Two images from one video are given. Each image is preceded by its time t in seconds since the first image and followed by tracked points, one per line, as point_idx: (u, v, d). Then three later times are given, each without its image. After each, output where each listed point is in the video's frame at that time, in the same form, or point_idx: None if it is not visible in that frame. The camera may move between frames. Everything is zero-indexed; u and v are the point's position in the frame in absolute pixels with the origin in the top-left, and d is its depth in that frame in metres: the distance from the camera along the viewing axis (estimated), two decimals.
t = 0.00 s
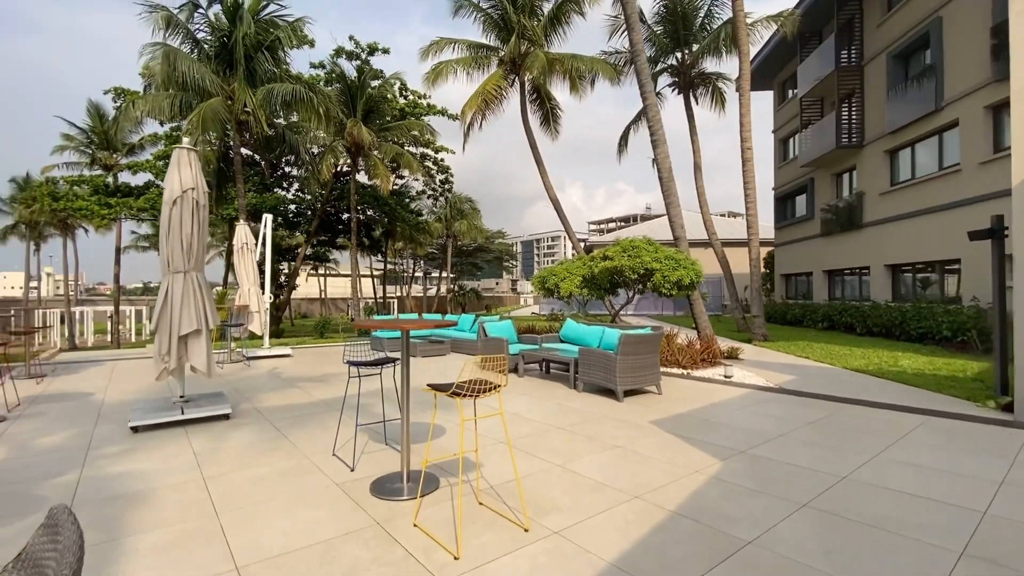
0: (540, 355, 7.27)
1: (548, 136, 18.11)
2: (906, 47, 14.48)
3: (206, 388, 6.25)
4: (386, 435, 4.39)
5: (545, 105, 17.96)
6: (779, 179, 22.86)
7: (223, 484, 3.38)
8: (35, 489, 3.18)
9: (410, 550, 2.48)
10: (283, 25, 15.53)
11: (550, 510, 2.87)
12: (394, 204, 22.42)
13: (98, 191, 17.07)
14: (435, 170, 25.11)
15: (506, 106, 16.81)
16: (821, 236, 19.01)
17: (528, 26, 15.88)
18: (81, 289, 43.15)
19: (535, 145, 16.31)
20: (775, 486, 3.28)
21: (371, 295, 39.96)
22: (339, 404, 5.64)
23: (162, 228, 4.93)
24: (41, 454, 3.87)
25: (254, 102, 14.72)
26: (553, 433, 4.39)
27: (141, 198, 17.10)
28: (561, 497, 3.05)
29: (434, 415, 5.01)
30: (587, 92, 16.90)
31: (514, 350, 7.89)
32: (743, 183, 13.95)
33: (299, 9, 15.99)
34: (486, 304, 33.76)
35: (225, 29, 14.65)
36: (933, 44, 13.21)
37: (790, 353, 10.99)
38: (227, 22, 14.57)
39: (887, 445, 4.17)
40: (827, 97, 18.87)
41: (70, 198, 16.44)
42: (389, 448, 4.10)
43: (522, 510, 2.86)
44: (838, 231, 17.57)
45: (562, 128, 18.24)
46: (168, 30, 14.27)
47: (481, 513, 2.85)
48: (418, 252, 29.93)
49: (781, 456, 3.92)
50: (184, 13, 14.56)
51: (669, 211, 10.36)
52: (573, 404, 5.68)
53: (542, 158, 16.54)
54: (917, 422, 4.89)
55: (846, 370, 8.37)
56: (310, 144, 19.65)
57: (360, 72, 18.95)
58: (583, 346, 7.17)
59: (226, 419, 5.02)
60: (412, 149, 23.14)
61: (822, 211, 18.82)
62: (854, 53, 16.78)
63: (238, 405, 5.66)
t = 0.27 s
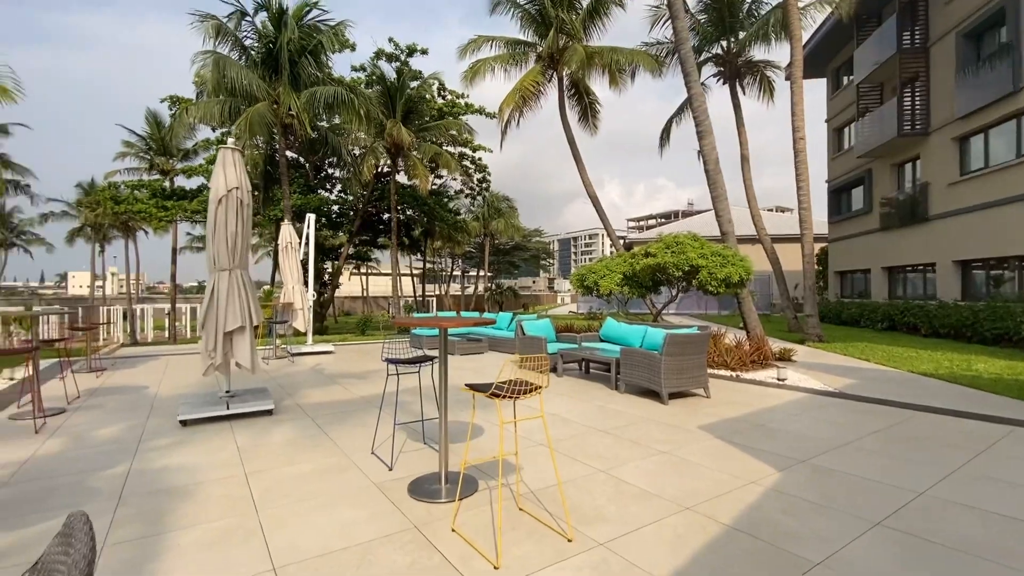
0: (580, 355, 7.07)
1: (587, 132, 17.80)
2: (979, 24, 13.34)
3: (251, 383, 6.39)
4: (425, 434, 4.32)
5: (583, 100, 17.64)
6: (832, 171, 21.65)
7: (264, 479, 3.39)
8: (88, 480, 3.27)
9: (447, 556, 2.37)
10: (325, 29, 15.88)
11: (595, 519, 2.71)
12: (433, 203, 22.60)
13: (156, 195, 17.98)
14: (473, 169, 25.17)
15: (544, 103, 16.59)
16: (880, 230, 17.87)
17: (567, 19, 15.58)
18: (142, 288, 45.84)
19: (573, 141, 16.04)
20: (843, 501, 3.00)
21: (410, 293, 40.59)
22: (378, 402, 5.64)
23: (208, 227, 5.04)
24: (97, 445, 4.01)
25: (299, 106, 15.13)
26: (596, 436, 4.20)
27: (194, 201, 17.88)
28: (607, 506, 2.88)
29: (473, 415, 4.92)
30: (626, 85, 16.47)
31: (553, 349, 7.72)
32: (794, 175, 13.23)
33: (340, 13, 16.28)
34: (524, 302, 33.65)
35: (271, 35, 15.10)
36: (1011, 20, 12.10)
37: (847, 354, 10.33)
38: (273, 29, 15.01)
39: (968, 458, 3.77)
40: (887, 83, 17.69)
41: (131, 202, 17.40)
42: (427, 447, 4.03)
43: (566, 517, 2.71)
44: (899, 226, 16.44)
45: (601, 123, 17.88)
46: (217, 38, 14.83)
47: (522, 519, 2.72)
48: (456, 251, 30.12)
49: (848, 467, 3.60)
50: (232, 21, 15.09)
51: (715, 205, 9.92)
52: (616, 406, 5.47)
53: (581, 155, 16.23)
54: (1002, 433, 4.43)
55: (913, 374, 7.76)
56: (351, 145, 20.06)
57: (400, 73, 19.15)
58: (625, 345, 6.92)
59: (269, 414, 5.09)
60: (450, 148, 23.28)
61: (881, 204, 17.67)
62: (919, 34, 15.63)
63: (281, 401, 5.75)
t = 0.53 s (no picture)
0: (625, 356, 6.80)
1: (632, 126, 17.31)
2: None
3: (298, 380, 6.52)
4: (465, 436, 4.23)
5: (629, 94, 17.17)
6: (901, 162, 20.12)
7: (305, 478, 3.39)
8: (141, 473, 3.37)
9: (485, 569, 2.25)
10: (372, 33, 16.20)
11: (643, 536, 2.51)
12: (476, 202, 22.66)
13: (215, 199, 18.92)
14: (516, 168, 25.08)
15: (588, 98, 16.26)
16: (956, 225, 16.43)
17: (612, 12, 15.18)
18: (204, 287, 48.60)
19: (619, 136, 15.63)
20: (928, 528, 2.65)
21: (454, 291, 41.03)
22: (420, 401, 5.60)
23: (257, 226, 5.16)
24: (153, 438, 4.15)
25: (346, 109, 15.52)
26: (644, 444, 3.97)
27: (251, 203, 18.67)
28: (656, 521, 2.67)
29: (514, 417, 4.79)
30: (675, 77, 15.88)
31: (598, 350, 7.48)
32: (860, 166, 12.32)
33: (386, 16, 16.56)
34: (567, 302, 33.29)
35: (320, 41, 15.54)
36: None
37: (920, 359, 9.52)
38: (322, 35, 15.44)
39: None
40: (965, 64, 16.22)
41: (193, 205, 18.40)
42: (467, 450, 3.93)
43: (612, 533, 2.52)
44: (979, 219, 15.04)
45: (647, 117, 17.34)
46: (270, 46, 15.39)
47: (564, 532, 2.56)
48: (499, 250, 30.14)
49: (930, 487, 3.22)
50: (284, 29, 15.61)
51: (772, 199, 9.35)
52: (664, 412, 5.19)
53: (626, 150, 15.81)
54: None
55: (1000, 382, 7.00)
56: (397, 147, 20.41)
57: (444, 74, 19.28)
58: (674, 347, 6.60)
59: (313, 411, 5.16)
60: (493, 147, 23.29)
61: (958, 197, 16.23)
62: (1004, 8, 14.20)
63: (325, 398, 5.83)
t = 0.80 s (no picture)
0: (673, 360, 6.51)
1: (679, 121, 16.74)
2: None
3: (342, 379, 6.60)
4: (505, 441, 4.11)
5: (675, 88, 16.62)
6: (978, 151, 18.49)
7: (344, 480, 3.36)
8: (190, 470, 3.45)
9: None
10: (416, 37, 16.45)
11: (696, 560, 2.30)
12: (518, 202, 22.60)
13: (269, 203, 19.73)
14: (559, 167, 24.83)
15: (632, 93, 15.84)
16: None
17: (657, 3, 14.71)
18: (261, 287, 51.01)
19: (665, 131, 15.15)
20: None
21: (496, 291, 41.17)
22: (461, 403, 5.53)
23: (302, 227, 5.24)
24: (203, 435, 4.27)
25: (391, 113, 15.82)
26: (694, 456, 3.72)
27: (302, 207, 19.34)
28: (711, 543, 2.45)
29: (556, 423, 4.63)
30: (725, 68, 15.23)
31: (644, 353, 7.19)
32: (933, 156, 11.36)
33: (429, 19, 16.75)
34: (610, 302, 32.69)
35: (366, 46, 15.88)
36: None
37: (1006, 367, 8.63)
38: (368, 40, 15.78)
39: None
40: None
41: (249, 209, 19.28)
42: (508, 456, 3.81)
43: (662, 556, 2.32)
44: None
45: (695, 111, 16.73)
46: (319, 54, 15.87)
47: (610, 552, 2.38)
48: (541, 250, 29.96)
49: None
50: (332, 36, 16.04)
51: (833, 193, 8.74)
52: (716, 420, 4.89)
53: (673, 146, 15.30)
54: None
55: None
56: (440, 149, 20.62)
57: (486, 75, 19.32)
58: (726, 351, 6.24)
59: (356, 412, 5.18)
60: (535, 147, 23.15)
61: None
62: None
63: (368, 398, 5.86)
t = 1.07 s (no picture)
0: (724, 364, 6.18)
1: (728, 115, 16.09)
2: None
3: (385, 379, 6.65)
4: (548, 446, 3.98)
5: (724, 80, 15.98)
6: None
7: (384, 482, 3.33)
8: (238, 466, 3.52)
9: None
10: (457, 40, 16.56)
11: None
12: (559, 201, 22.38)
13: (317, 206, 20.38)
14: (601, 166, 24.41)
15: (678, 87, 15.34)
16: None
17: None
18: (310, 288, 52.93)
19: (712, 125, 14.58)
20: None
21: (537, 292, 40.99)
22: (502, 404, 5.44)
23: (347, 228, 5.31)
24: (251, 432, 4.36)
25: (433, 116, 16.02)
26: (751, 467, 3.46)
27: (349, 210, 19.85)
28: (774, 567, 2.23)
29: (601, 429, 4.46)
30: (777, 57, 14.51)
31: (692, 356, 6.87)
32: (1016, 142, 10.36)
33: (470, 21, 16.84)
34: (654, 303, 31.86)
35: (409, 50, 16.12)
36: None
37: None
38: (410, 44, 16.02)
39: None
40: None
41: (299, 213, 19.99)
42: (550, 462, 3.68)
43: None
44: None
45: (745, 103, 16.02)
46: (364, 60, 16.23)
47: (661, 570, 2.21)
48: (582, 249, 29.58)
49: None
50: (376, 42, 16.36)
51: (901, 185, 8.10)
52: (773, 429, 4.58)
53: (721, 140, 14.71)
54: None
55: None
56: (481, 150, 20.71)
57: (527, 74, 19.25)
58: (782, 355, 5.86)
59: (397, 412, 5.18)
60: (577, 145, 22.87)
61: None
62: None
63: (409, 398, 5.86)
